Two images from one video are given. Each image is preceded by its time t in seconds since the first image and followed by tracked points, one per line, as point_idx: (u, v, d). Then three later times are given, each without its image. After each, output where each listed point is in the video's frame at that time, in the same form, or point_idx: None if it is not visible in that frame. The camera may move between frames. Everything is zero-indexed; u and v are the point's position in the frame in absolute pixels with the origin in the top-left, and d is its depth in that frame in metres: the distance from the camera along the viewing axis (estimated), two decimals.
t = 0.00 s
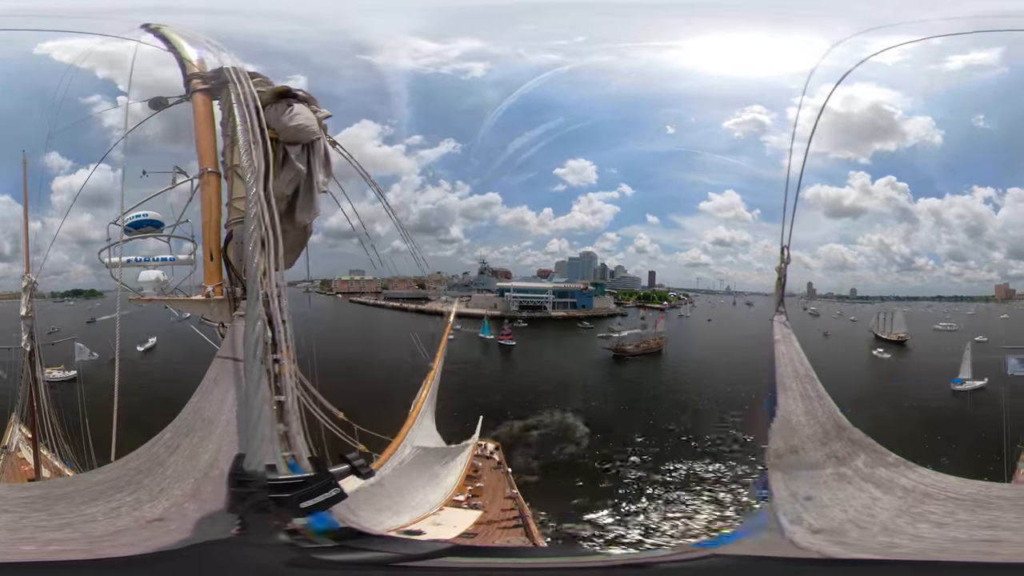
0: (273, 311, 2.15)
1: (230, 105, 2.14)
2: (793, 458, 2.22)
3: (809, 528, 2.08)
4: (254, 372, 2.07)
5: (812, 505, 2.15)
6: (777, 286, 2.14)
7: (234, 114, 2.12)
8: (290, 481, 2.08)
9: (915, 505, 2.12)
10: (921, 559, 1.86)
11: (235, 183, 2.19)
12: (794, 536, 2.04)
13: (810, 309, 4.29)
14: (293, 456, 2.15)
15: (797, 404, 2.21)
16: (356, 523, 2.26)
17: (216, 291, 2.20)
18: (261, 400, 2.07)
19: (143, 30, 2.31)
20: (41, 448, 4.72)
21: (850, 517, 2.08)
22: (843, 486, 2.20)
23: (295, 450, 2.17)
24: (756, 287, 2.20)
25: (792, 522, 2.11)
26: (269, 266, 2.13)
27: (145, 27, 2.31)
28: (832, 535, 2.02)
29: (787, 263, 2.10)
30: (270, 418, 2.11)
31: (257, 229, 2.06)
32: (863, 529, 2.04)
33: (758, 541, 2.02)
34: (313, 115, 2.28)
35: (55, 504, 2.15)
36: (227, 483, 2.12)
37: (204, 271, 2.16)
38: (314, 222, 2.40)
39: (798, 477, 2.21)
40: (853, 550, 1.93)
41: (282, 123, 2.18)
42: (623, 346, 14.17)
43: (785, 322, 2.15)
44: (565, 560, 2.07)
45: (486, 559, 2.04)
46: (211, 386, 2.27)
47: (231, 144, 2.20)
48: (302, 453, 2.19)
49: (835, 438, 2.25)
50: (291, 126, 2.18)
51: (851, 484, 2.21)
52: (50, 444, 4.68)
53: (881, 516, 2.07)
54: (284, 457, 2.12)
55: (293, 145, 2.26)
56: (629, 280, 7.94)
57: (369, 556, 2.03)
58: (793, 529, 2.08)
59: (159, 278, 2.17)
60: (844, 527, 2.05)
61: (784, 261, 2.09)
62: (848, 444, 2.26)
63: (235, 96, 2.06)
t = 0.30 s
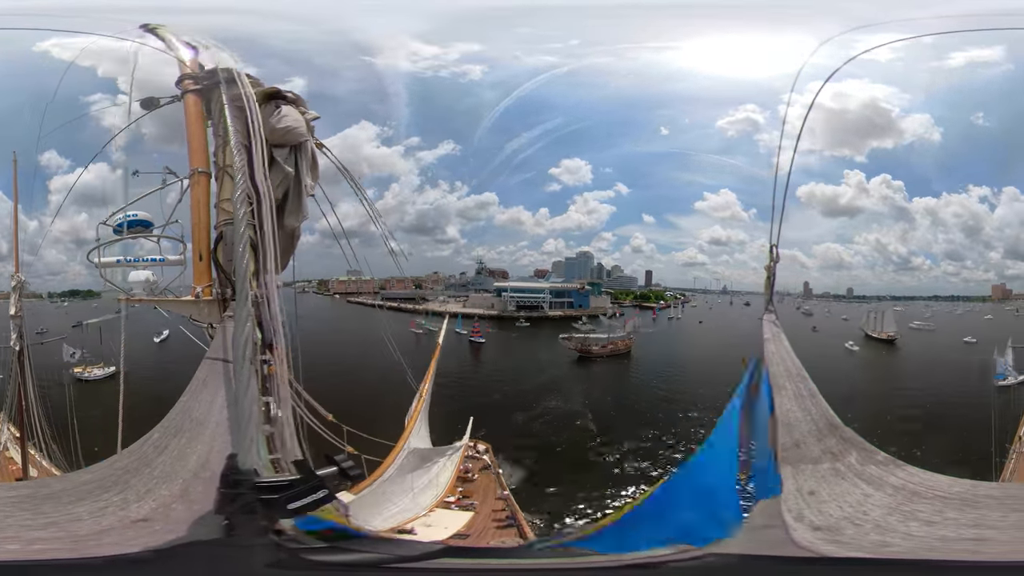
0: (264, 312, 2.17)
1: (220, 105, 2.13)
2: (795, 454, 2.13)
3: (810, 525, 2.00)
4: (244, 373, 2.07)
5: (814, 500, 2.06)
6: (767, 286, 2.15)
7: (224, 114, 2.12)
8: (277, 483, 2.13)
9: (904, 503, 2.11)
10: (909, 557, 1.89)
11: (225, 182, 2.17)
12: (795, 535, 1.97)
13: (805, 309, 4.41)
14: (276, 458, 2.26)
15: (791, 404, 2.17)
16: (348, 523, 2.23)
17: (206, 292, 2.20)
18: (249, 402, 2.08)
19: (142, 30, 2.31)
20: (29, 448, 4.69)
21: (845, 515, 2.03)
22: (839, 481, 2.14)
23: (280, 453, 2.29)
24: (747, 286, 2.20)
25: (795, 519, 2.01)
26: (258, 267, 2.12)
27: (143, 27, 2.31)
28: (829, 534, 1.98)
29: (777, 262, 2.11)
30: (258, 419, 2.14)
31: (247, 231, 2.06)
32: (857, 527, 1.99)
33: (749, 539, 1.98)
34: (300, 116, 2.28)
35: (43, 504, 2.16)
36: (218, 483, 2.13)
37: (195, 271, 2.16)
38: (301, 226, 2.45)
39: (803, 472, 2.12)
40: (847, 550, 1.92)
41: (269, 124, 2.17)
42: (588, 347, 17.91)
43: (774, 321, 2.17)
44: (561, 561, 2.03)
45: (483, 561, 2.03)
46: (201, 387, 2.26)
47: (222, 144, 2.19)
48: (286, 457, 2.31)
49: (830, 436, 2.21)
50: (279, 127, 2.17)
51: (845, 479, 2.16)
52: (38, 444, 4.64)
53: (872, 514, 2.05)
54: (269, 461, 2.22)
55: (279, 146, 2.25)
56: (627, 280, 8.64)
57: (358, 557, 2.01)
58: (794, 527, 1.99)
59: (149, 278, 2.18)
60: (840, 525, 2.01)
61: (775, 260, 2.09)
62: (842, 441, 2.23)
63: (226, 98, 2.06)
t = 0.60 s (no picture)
0: (251, 312, 2.18)
1: (207, 106, 2.15)
2: (779, 455, 2.19)
3: (796, 525, 1.97)
4: (230, 371, 2.07)
5: (799, 501, 2.06)
6: (754, 286, 2.15)
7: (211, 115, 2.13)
8: (264, 484, 2.14)
9: (891, 503, 2.11)
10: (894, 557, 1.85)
11: (212, 183, 2.18)
12: (781, 535, 1.93)
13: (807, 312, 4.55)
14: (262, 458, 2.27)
15: (774, 402, 2.26)
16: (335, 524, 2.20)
17: (192, 292, 2.21)
18: (235, 402, 2.08)
19: (125, 30, 2.31)
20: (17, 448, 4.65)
21: (831, 515, 2.01)
22: (825, 482, 2.15)
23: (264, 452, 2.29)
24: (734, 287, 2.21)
25: (782, 519, 1.99)
26: (244, 267, 2.13)
27: (127, 27, 2.30)
28: (814, 533, 1.94)
29: (764, 262, 2.12)
30: (242, 419, 2.13)
31: (234, 231, 2.06)
32: (843, 527, 1.98)
33: (736, 539, 1.94)
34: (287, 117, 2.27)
35: (30, 505, 2.16)
36: (207, 482, 2.14)
37: (181, 271, 2.16)
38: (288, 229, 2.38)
39: (787, 472, 2.15)
40: (833, 550, 1.87)
41: (254, 124, 2.18)
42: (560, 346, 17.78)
43: (760, 321, 2.17)
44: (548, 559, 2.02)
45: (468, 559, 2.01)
46: (188, 387, 2.25)
47: (209, 145, 2.20)
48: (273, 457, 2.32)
49: (815, 435, 2.26)
50: (264, 127, 2.18)
51: (830, 480, 2.17)
52: (27, 445, 4.60)
53: (857, 514, 2.04)
54: (255, 460, 2.23)
55: (263, 147, 2.25)
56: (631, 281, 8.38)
57: (346, 556, 2.01)
58: (780, 528, 1.96)
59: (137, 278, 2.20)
60: (826, 525, 1.98)
61: (761, 260, 2.10)
62: (827, 441, 2.29)
63: (212, 98, 2.08)
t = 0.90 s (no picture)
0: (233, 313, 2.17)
1: (190, 106, 2.14)
2: (759, 456, 2.23)
3: (773, 525, 1.96)
4: (211, 372, 2.06)
5: (778, 502, 2.07)
6: (736, 286, 2.15)
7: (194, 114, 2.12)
8: (248, 481, 2.06)
9: (873, 504, 2.12)
10: (880, 557, 1.83)
11: (194, 183, 2.17)
12: (758, 535, 1.91)
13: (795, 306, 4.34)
14: (252, 456, 2.19)
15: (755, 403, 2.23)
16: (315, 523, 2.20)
17: (175, 291, 2.20)
18: (218, 403, 2.08)
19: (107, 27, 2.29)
20: None
21: (811, 515, 2.03)
22: (804, 483, 2.17)
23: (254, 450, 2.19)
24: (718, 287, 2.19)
25: (758, 521, 1.98)
26: (226, 268, 2.12)
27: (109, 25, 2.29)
28: (792, 534, 1.92)
29: (746, 263, 2.12)
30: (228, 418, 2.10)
31: (216, 231, 2.06)
32: (823, 527, 1.98)
33: (714, 540, 1.91)
34: (268, 118, 2.27)
35: (11, 505, 2.14)
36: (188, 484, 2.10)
37: (163, 271, 2.16)
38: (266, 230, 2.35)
39: (766, 475, 2.17)
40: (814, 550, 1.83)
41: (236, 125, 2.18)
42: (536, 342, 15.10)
43: (743, 321, 2.15)
44: (535, 560, 1.99)
45: (448, 560, 2.00)
46: (171, 387, 2.26)
47: (191, 145, 2.19)
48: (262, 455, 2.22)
49: (794, 436, 2.27)
50: (247, 128, 2.18)
51: (810, 480, 2.18)
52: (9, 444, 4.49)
53: (839, 515, 2.05)
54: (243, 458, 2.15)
55: (246, 148, 2.25)
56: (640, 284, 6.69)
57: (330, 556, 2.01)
58: (756, 528, 1.95)
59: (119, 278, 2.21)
60: (804, 526, 1.98)
61: (743, 261, 2.10)
62: (808, 442, 2.27)
63: (196, 97, 2.07)
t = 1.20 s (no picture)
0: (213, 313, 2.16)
1: (170, 106, 2.14)
2: (742, 455, 2.17)
3: (757, 525, 2.00)
4: (191, 371, 2.07)
5: (765, 501, 2.08)
6: (716, 285, 2.14)
7: (174, 114, 2.12)
8: (227, 481, 2.07)
9: (855, 503, 2.12)
10: (861, 556, 1.88)
11: (175, 183, 2.18)
12: (742, 535, 1.95)
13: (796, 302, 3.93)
14: (232, 455, 2.21)
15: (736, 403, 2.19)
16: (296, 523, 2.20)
17: (156, 291, 2.21)
18: (198, 403, 2.08)
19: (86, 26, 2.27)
20: None
21: (796, 515, 2.02)
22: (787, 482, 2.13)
23: (235, 449, 2.21)
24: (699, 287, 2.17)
25: (744, 519, 2.02)
26: (207, 267, 2.12)
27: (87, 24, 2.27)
28: (778, 533, 1.96)
29: (725, 262, 2.11)
30: (207, 419, 2.10)
31: (195, 231, 2.07)
32: (806, 527, 2.00)
33: (698, 541, 1.95)
34: (247, 117, 2.26)
35: None
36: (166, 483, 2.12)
37: (143, 271, 2.17)
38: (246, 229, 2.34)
39: (753, 472, 2.16)
40: (799, 550, 1.88)
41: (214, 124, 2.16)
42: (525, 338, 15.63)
43: (723, 320, 2.12)
44: (519, 559, 1.99)
45: (431, 559, 2.00)
46: (150, 387, 2.27)
47: (171, 145, 2.19)
48: (241, 454, 2.24)
49: (776, 436, 2.20)
50: (224, 128, 2.17)
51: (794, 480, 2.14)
52: None
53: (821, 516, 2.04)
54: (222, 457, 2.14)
55: (225, 148, 2.24)
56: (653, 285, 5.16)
57: (309, 557, 2.00)
58: (741, 527, 1.99)
59: (99, 278, 2.20)
60: (790, 525, 2.00)
61: (722, 260, 2.08)
62: (790, 441, 2.21)
63: (177, 97, 2.07)
